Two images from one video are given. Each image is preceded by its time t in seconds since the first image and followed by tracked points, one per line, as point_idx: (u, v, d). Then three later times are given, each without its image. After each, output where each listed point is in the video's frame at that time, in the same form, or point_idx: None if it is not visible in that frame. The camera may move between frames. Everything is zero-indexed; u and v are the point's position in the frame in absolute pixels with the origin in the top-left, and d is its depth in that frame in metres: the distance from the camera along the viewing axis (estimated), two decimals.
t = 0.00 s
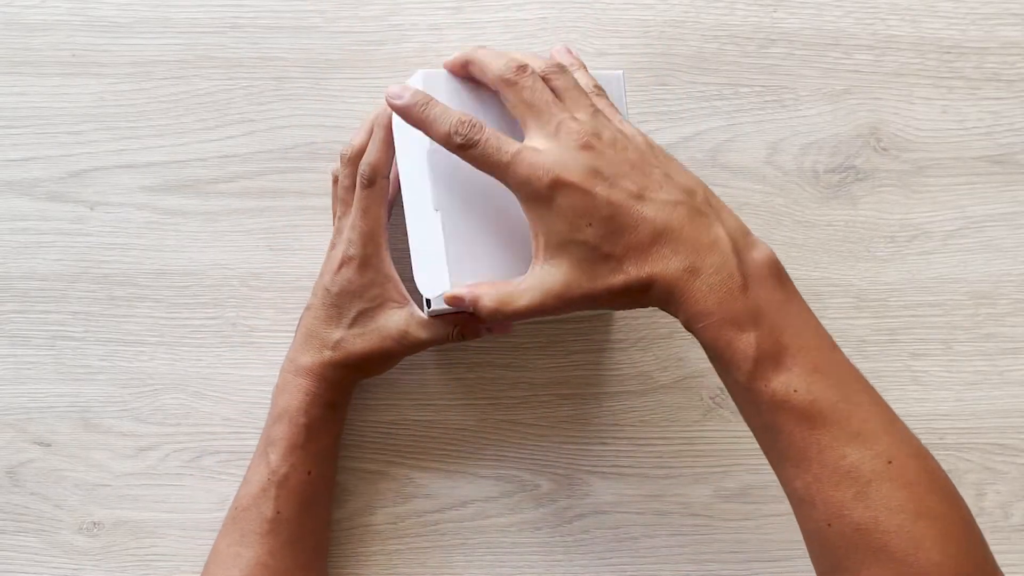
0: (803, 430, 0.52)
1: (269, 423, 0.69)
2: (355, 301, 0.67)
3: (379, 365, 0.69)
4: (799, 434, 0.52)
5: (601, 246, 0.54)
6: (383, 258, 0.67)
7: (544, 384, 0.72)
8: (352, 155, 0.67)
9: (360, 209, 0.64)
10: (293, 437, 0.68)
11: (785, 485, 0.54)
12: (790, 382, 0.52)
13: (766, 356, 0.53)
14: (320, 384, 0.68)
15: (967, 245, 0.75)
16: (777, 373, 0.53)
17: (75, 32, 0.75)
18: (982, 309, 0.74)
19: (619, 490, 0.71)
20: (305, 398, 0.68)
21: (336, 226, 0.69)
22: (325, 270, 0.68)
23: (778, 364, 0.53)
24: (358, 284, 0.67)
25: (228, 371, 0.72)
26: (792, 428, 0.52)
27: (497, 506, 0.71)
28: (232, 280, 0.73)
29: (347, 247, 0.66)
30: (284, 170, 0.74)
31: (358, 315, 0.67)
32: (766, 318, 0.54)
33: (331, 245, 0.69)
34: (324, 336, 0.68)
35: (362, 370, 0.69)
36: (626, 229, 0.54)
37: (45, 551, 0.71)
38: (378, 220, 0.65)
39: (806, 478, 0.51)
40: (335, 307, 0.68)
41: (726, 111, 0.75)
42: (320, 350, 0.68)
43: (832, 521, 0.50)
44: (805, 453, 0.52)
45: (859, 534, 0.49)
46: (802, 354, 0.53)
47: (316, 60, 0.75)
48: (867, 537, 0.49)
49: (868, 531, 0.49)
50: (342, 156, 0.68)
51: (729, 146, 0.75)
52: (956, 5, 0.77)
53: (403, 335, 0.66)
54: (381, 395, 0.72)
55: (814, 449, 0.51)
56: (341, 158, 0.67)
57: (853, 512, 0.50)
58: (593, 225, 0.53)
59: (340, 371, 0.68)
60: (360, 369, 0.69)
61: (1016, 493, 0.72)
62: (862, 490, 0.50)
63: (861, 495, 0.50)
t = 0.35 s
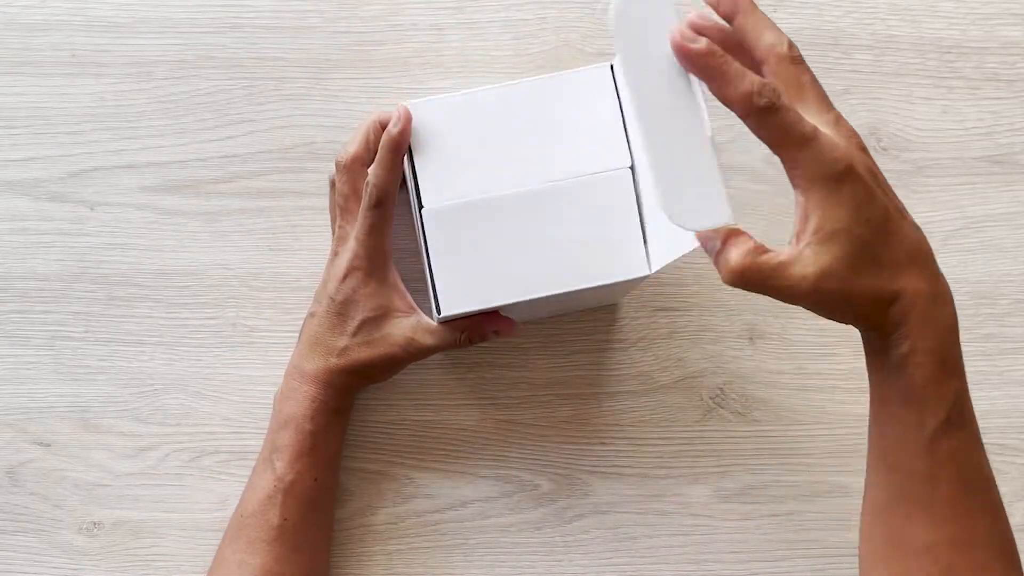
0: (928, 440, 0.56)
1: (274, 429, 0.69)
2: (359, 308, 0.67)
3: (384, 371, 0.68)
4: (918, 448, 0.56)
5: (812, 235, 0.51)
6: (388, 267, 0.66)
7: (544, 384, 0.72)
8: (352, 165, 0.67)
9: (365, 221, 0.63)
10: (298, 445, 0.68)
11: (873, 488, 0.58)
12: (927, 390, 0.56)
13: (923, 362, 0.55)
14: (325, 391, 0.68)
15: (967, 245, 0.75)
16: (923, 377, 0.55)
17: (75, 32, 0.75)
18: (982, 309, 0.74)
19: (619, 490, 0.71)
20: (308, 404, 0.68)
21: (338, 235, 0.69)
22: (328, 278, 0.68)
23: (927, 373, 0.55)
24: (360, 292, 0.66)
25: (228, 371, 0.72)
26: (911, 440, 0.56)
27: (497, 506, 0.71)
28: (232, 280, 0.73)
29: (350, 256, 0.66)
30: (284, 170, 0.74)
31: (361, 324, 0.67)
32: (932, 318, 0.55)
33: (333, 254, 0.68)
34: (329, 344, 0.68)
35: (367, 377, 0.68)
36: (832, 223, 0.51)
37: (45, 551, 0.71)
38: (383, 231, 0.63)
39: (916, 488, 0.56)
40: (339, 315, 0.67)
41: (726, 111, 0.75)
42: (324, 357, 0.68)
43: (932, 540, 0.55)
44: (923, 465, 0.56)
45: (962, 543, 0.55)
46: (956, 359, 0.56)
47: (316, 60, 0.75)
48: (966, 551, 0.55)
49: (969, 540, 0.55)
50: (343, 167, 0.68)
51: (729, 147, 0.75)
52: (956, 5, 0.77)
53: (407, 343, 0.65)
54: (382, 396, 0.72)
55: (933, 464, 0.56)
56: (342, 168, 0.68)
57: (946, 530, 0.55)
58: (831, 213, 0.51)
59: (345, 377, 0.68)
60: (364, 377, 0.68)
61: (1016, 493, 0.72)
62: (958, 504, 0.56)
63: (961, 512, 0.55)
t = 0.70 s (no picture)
0: (816, 435, 0.65)
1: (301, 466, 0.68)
2: (385, 343, 0.66)
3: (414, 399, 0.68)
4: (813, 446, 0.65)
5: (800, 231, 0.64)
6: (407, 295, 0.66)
7: (544, 385, 0.72)
8: (349, 201, 0.66)
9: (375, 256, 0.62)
10: (327, 479, 0.67)
11: (773, 482, 0.66)
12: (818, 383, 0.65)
13: (808, 359, 0.66)
14: (355, 426, 0.68)
15: (967, 245, 0.75)
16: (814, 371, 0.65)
17: (75, 32, 0.75)
18: (982, 309, 0.74)
19: (619, 490, 0.71)
20: (339, 440, 0.68)
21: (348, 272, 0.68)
22: (345, 315, 0.68)
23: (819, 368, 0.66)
24: (381, 326, 0.66)
25: (228, 371, 0.72)
26: (813, 443, 0.65)
27: (497, 506, 0.71)
28: (232, 280, 0.73)
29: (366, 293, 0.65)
30: (284, 170, 0.74)
31: (390, 357, 0.66)
32: (823, 313, 0.66)
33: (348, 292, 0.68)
34: (358, 380, 0.67)
35: (396, 407, 0.68)
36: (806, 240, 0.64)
37: (45, 551, 0.71)
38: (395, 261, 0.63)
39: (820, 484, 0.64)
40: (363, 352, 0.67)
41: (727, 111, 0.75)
42: (352, 394, 0.67)
43: (819, 543, 0.62)
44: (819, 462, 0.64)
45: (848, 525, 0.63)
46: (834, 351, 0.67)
47: (316, 60, 0.75)
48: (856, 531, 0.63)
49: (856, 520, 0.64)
50: (342, 205, 0.66)
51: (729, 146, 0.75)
52: (956, 5, 0.77)
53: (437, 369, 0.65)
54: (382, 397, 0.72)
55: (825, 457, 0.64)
56: (341, 206, 0.66)
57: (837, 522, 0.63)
58: (813, 231, 0.65)
59: (378, 411, 0.68)
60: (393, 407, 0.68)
61: (1016, 493, 0.72)
62: (844, 497, 0.64)
63: (846, 501, 0.64)
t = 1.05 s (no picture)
0: (795, 444, 0.64)
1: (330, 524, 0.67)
2: (407, 395, 0.66)
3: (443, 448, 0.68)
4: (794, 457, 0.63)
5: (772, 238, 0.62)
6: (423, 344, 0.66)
7: (543, 385, 0.72)
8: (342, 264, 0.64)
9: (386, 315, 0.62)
10: (360, 534, 0.67)
11: (764, 491, 0.65)
12: (802, 389, 0.64)
13: (790, 365, 0.64)
14: (386, 481, 0.67)
15: (967, 245, 0.75)
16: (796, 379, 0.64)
17: (75, 32, 0.75)
18: (983, 309, 0.74)
19: (618, 490, 0.71)
20: (371, 498, 0.67)
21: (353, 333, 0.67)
22: (360, 376, 0.66)
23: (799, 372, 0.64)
24: (400, 380, 0.65)
25: (228, 371, 0.72)
26: (796, 456, 0.63)
27: (496, 506, 0.71)
28: (232, 280, 0.73)
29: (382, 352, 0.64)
30: (284, 170, 0.74)
31: (415, 409, 0.66)
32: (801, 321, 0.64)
33: (358, 354, 0.66)
34: (386, 439, 0.67)
35: (424, 455, 0.68)
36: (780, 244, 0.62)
37: (45, 551, 0.71)
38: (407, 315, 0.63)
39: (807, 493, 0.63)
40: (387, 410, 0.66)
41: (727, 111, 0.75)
42: (378, 451, 0.67)
43: (806, 553, 0.61)
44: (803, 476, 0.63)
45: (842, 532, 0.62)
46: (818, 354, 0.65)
47: (316, 60, 0.75)
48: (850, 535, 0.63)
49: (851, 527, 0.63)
50: (335, 271, 0.64)
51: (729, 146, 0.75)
52: (956, 4, 0.77)
53: (465, 409, 0.65)
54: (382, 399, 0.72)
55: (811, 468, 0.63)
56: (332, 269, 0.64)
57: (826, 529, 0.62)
58: (797, 229, 0.63)
59: (407, 463, 0.67)
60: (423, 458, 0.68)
61: (1016, 493, 0.72)
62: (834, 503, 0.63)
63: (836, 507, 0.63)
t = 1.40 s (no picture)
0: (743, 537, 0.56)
1: None
2: (368, 457, 0.59)
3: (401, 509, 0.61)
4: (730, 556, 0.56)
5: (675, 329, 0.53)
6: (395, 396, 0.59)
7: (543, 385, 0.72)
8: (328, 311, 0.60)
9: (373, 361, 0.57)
10: None
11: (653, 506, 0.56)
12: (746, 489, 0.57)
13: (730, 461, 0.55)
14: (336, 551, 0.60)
15: (967, 246, 0.75)
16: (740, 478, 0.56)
17: (75, 32, 0.75)
18: (983, 309, 0.74)
19: (618, 490, 0.71)
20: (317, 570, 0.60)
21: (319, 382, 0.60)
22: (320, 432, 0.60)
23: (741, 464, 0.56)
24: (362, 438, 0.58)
25: (228, 371, 0.72)
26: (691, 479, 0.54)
27: (497, 506, 0.71)
28: (232, 279, 0.73)
29: (346, 406, 0.58)
30: (284, 170, 0.74)
31: (376, 473, 0.59)
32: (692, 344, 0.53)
33: (319, 410, 0.60)
34: (341, 505, 0.59)
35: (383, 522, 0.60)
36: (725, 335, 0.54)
37: (45, 551, 0.71)
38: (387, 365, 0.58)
39: None
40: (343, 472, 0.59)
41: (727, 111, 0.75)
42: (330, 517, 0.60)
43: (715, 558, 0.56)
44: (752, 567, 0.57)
45: None
46: (746, 447, 0.57)
47: (316, 60, 0.75)
48: None
49: None
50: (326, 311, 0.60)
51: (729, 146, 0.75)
52: (956, 5, 0.78)
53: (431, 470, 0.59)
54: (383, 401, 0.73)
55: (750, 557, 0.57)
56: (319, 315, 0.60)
57: None
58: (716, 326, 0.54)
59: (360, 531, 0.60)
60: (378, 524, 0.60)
61: (1016, 493, 0.72)
62: None
63: None
